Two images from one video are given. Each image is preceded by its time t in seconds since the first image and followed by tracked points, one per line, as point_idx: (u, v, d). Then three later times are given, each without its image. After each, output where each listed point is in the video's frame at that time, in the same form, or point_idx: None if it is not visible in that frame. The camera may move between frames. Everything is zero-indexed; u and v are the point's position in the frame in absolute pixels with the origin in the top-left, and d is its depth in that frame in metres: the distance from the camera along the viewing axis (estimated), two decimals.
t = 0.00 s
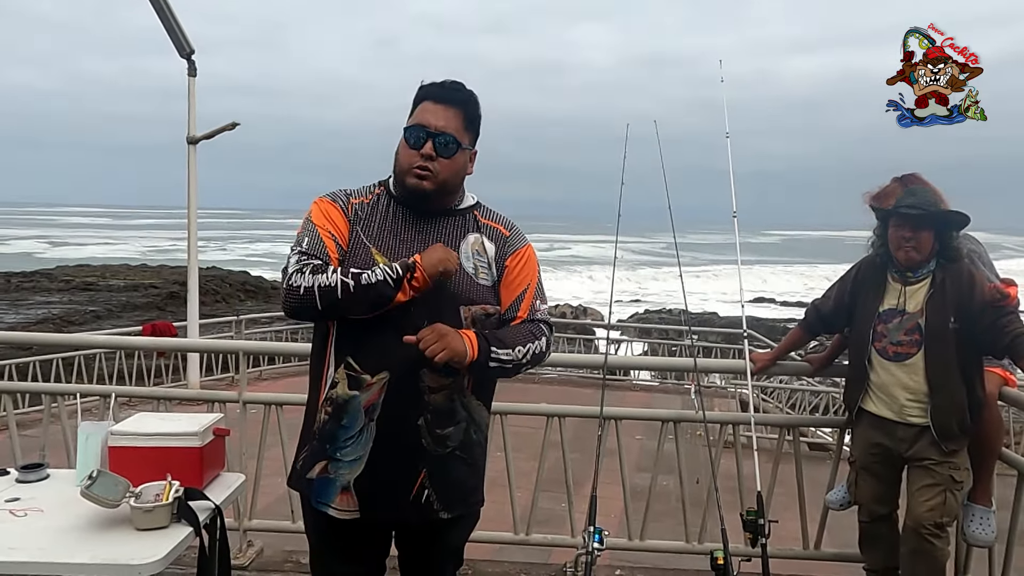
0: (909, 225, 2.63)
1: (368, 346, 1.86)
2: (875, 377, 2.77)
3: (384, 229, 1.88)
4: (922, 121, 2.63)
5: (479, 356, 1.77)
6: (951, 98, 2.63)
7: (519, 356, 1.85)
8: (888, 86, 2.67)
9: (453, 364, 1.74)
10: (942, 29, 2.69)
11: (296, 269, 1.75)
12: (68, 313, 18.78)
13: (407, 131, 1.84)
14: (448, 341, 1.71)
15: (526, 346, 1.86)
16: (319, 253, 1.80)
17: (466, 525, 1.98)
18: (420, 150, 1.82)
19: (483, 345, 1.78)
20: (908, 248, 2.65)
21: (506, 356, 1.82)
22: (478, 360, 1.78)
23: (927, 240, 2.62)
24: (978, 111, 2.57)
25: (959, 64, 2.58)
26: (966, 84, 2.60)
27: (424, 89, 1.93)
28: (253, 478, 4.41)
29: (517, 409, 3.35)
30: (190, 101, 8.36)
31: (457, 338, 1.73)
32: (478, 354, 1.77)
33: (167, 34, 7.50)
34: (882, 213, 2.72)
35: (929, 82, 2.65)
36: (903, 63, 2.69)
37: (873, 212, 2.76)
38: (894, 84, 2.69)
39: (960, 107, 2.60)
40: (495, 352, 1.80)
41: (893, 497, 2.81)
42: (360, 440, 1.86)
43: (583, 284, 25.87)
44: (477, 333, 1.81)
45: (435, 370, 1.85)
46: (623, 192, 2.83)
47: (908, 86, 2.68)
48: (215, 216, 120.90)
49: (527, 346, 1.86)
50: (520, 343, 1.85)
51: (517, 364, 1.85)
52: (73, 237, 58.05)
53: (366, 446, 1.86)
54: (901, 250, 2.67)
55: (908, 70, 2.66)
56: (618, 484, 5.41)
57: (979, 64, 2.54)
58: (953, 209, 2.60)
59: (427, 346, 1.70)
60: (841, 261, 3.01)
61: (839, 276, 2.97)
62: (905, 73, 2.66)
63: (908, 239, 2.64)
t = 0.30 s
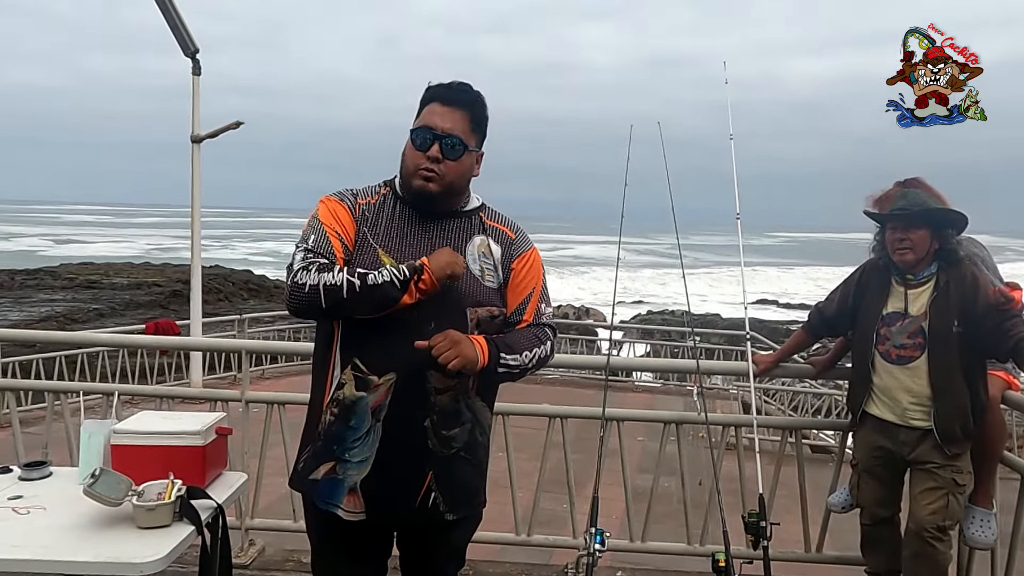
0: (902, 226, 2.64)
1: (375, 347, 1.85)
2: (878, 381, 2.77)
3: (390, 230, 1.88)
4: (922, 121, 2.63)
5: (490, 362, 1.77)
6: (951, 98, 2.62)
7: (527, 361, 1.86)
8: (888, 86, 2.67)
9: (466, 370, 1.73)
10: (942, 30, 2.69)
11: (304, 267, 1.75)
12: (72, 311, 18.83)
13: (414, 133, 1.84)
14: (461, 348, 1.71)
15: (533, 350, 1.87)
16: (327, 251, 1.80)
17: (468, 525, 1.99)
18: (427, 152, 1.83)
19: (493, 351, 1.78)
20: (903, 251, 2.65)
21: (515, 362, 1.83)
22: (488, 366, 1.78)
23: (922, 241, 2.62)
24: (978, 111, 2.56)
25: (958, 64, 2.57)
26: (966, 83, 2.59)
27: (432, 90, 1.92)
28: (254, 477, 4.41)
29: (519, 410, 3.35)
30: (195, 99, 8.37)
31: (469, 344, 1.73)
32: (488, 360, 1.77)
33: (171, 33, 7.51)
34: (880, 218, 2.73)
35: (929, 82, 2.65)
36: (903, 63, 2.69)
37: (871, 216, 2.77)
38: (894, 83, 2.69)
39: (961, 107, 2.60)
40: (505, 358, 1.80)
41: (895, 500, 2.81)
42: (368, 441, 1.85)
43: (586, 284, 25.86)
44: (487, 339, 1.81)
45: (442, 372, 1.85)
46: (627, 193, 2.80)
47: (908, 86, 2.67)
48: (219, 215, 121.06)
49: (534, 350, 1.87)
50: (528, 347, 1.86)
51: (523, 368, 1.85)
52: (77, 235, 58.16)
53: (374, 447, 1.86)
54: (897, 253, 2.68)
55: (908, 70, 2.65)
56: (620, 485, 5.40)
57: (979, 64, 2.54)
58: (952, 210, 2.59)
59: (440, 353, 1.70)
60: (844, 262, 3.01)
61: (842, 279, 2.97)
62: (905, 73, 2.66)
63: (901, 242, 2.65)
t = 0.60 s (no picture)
0: (901, 225, 2.64)
1: (375, 348, 1.85)
2: (878, 378, 2.77)
3: (392, 227, 1.88)
4: (922, 121, 2.62)
5: (495, 366, 1.77)
6: (951, 98, 2.62)
7: (530, 364, 1.85)
8: (888, 86, 2.67)
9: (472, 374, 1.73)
10: (942, 30, 2.69)
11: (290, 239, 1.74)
12: (73, 311, 18.84)
13: (416, 129, 1.83)
14: (469, 352, 1.71)
15: (535, 353, 1.87)
16: (320, 229, 1.79)
17: (468, 526, 1.99)
18: (429, 148, 1.82)
19: (499, 353, 1.78)
20: (901, 249, 2.66)
21: (519, 364, 1.82)
22: (492, 370, 1.77)
23: (921, 239, 2.62)
24: (978, 111, 2.56)
25: (959, 64, 2.57)
26: (966, 83, 2.59)
27: (435, 89, 1.92)
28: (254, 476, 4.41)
29: (519, 409, 3.34)
30: (195, 98, 8.36)
31: (477, 348, 1.73)
32: (494, 363, 1.77)
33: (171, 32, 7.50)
34: (880, 216, 2.73)
35: (930, 82, 2.65)
36: (903, 63, 2.69)
37: (872, 214, 2.77)
38: (894, 84, 2.69)
39: (960, 107, 2.60)
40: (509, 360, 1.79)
41: (895, 498, 2.81)
42: (369, 442, 1.86)
43: (586, 283, 25.86)
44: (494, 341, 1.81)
45: (444, 373, 1.85)
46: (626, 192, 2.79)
47: (908, 86, 2.67)
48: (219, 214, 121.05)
49: (537, 353, 1.87)
50: (531, 350, 1.86)
51: (525, 371, 1.85)
52: (77, 234, 58.18)
53: (375, 447, 1.86)
54: (895, 251, 2.68)
55: (909, 70, 2.65)
56: (621, 483, 5.40)
57: (979, 64, 2.54)
58: (952, 209, 2.59)
59: (447, 355, 1.70)
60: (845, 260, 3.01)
61: (840, 279, 2.97)
62: (906, 73, 2.66)
63: (901, 241, 2.65)
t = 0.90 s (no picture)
0: (902, 223, 2.63)
1: (377, 347, 1.84)
2: (881, 375, 2.76)
3: (390, 227, 1.87)
4: (922, 121, 2.61)
5: (500, 363, 1.78)
6: (951, 98, 2.61)
7: (533, 361, 1.87)
8: (888, 87, 2.66)
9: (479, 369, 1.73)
10: (941, 30, 2.68)
11: (279, 274, 1.78)
12: (75, 310, 18.86)
13: (418, 123, 1.83)
14: (476, 349, 1.71)
15: (538, 350, 1.89)
16: (307, 255, 1.81)
17: (470, 525, 2.00)
18: (432, 141, 1.82)
19: (504, 350, 1.79)
20: (902, 247, 2.65)
21: (523, 362, 1.84)
22: (497, 368, 1.79)
23: (922, 237, 2.62)
24: (978, 111, 2.55)
25: (958, 64, 2.56)
26: (966, 83, 2.58)
27: (436, 84, 1.92)
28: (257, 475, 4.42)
29: (521, 407, 3.34)
30: (195, 98, 8.37)
31: (483, 346, 1.73)
32: (500, 361, 1.78)
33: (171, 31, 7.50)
34: (881, 213, 2.73)
35: (929, 82, 2.64)
36: (902, 63, 2.68)
37: (874, 212, 2.76)
38: (894, 84, 2.68)
39: (961, 107, 2.59)
40: (513, 358, 1.81)
41: (897, 494, 2.80)
42: (372, 442, 1.85)
43: (588, 280, 25.86)
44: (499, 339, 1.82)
45: (446, 370, 1.86)
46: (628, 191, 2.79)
47: (908, 86, 2.66)
48: (220, 213, 121.14)
49: (540, 350, 1.89)
50: (534, 347, 1.88)
51: (531, 368, 1.87)
52: (79, 233, 58.23)
53: (378, 447, 1.86)
54: (896, 248, 2.68)
55: (908, 71, 2.65)
56: (623, 481, 5.40)
57: (979, 64, 2.53)
58: (955, 206, 2.57)
59: (454, 351, 1.70)
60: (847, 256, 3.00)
61: (843, 276, 2.97)
62: (905, 73, 2.65)
63: (903, 238, 2.65)
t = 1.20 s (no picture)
0: (906, 218, 2.63)
1: (372, 339, 1.85)
2: (882, 371, 2.76)
3: (385, 219, 1.87)
4: (922, 121, 2.61)
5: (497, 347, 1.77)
6: (951, 98, 2.61)
7: (533, 349, 1.86)
8: (888, 86, 2.65)
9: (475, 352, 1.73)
10: (941, 30, 2.67)
11: (273, 284, 1.80)
12: (74, 305, 18.86)
13: (414, 117, 1.83)
14: (474, 329, 1.70)
15: (539, 339, 1.88)
16: (300, 260, 1.83)
17: (468, 521, 1.98)
18: (428, 135, 1.81)
19: (501, 336, 1.79)
20: (905, 242, 2.64)
21: (522, 349, 1.83)
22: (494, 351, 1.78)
23: (925, 232, 2.61)
24: (978, 111, 2.55)
25: (958, 64, 2.56)
26: (966, 84, 2.58)
27: (430, 77, 1.92)
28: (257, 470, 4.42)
29: (521, 402, 3.34)
30: (195, 93, 8.35)
31: (481, 328, 1.73)
32: (497, 345, 1.78)
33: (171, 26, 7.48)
34: (884, 208, 2.72)
35: (929, 82, 2.63)
36: (903, 63, 2.67)
37: (876, 207, 2.75)
38: (894, 84, 2.67)
39: (960, 107, 2.58)
40: (512, 345, 1.80)
41: (898, 490, 2.80)
42: (368, 434, 1.86)
43: (588, 276, 25.87)
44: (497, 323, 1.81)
45: (442, 361, 1.86)
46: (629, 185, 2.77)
47: (908, 86, 2.66)
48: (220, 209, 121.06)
49: (541, 339, 1.88)
50: (534, 335, 1.87)
51: (530, 357, 1.86)
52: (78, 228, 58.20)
53: (373, 439, 1.86)
54: (899, 244, 2.67)
55: (908, 71, 2.64)
56: (623, 477, 5.41)
57: (979, 64, 2.53)
58: (956, 201, 2.58)
59: (451, 330, 1.69)
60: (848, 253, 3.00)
61: (845, 272, 2.96)
62: (905, 73, 2.64)
63: (905, 233, 2.64)
